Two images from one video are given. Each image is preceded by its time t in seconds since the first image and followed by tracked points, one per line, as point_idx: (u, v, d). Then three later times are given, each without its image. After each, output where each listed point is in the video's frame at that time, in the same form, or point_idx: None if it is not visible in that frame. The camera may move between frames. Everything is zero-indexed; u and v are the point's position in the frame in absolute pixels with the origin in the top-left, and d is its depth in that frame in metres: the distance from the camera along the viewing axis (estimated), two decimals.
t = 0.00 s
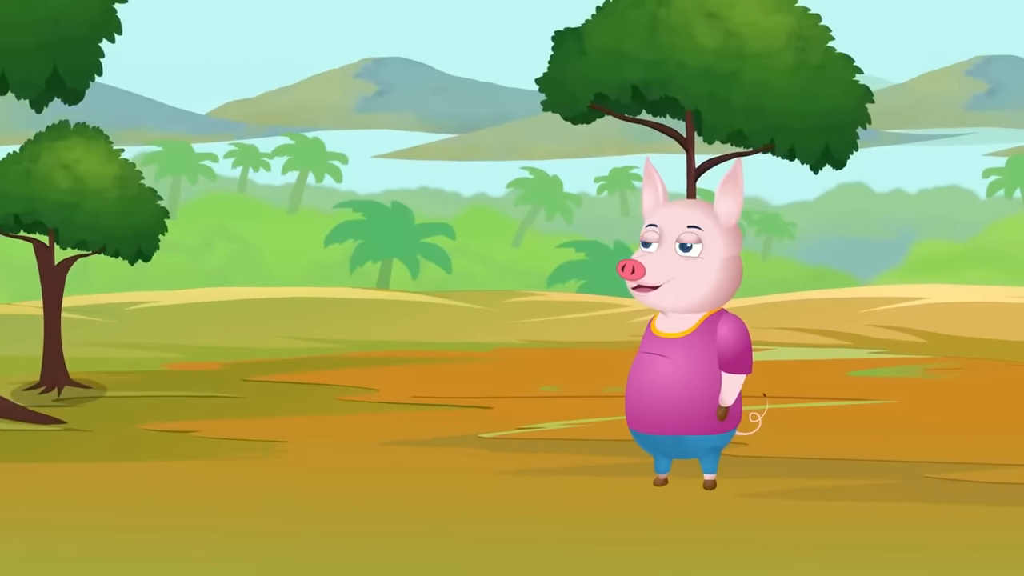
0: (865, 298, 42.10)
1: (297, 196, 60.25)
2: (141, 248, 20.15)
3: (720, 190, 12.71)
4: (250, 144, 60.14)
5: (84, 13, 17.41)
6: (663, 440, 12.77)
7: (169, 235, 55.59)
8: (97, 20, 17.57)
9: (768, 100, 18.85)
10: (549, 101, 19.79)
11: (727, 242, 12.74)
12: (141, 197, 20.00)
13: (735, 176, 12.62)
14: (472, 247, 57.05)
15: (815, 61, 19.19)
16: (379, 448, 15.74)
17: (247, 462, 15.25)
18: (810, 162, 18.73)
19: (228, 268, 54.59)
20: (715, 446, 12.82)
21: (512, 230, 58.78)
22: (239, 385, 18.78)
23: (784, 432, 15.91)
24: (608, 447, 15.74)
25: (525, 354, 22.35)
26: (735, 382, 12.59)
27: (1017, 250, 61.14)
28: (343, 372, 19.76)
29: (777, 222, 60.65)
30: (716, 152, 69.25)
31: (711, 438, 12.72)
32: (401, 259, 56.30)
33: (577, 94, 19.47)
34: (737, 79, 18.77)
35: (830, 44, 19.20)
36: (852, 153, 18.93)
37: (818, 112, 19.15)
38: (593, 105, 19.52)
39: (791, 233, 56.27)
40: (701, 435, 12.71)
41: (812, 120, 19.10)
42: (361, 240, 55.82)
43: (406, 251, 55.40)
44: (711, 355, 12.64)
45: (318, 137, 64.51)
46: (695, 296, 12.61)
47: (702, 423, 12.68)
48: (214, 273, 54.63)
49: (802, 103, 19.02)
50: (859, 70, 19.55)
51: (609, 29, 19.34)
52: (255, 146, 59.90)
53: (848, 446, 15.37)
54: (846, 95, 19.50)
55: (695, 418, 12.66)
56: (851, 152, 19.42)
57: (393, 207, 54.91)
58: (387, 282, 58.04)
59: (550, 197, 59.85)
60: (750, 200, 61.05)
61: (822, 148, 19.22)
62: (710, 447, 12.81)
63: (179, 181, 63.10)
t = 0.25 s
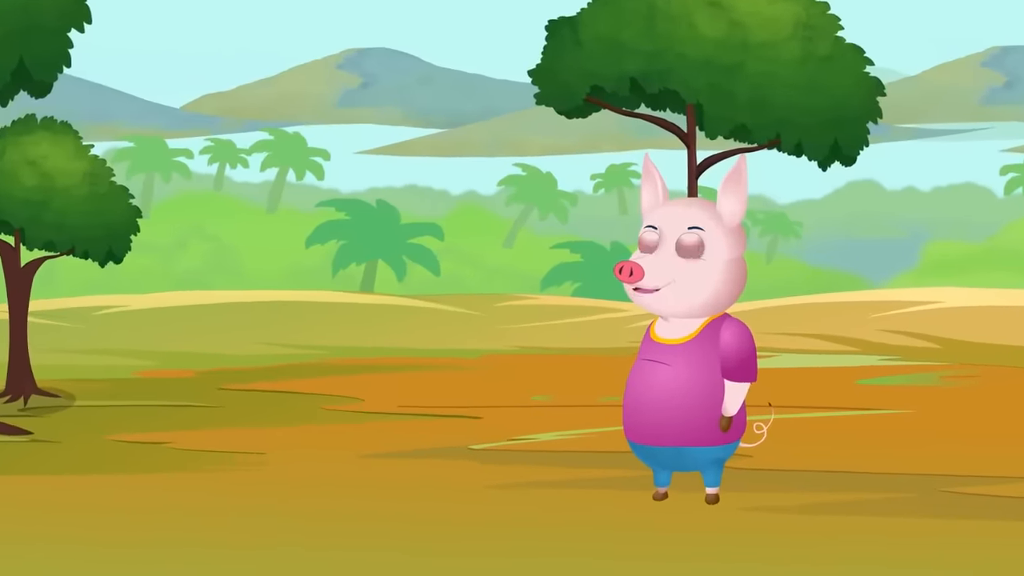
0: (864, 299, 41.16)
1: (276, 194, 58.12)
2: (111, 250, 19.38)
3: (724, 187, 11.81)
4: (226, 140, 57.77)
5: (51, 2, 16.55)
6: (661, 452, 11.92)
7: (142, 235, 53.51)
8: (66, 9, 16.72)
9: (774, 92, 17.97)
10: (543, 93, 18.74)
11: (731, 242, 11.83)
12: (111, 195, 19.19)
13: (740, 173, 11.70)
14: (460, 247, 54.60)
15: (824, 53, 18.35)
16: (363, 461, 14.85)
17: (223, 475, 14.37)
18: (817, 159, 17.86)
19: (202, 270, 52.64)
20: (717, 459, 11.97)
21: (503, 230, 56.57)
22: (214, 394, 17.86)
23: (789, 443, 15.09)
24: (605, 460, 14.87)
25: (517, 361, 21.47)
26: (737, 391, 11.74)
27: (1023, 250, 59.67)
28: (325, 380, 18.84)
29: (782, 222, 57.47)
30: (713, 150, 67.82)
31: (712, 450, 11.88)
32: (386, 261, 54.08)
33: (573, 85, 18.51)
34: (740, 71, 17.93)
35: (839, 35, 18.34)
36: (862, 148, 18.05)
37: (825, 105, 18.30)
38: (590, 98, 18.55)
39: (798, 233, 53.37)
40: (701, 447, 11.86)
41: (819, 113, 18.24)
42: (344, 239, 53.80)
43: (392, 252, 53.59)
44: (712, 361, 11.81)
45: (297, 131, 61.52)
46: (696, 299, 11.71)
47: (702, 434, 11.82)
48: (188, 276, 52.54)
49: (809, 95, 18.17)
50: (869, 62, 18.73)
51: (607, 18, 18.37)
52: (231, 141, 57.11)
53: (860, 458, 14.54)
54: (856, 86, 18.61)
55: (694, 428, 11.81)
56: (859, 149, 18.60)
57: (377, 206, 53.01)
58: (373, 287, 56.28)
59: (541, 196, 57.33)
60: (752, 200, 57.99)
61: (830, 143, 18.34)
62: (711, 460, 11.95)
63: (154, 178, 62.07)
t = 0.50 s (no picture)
0: (864, 301, 40.30)
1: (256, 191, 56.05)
2: (81, 251, 18.62)
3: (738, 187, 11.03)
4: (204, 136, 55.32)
5: None
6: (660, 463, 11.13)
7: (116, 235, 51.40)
8: None
9: (777, 85, 18.26)
10: (536, 84, 19.19)
11: (743, 245, 11.05)
12: (84, 195, 18.44)
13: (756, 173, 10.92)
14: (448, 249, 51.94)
15: (831, 44, 18.66)
16: (346, 473, 14.07)
17: (199, 489, 13.56)
18: (823, 153, 18.18)
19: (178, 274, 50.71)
20: (720, 472, 11.19)
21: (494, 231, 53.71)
22: (191, 402, 17.07)
23: (797, 455, 14.33)
24: (602, 472, 14.10)
25: (509, 369, 20.66)
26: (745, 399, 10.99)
27: None
28: (309, 388, 18.05)
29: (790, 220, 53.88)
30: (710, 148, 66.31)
31: (715, 463, 11.09)
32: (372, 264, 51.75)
33: (567, 79, 19.06)
34: (745, 63, 18.27)
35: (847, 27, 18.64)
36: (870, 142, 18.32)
37: (832, 100, 18.61)
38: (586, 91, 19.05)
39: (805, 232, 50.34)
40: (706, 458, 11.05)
41: (824, 108, 18.58)
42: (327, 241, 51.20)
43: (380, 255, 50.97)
44: (718, 367, 11.05)
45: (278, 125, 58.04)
46: (702, 302, 10.92)
47: (705, 444, 11.02)
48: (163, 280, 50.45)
49: (817, 89, 18.53)
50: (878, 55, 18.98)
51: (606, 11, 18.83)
52: (210, 138, 54.46)
53: (872, 471, 13.78)
54: (865, 80, 18.90)
55: (697, 438, 11.01)
56: (868, 142, 18.92)
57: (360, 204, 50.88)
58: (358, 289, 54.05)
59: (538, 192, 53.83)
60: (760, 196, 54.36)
61: (838, 138, 18.66)
62: (714, 473, 11.16)
63: (125, 175, 57.17)
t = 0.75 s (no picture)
0: (861, 304, 39.81)
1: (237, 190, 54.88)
2: (51, 252, 17.50)
3: (716, 182, 10.37)
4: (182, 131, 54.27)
5: None
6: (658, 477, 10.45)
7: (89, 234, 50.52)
8: None
9: (783, 78, 18.51)
10: (529, 78, 19.08)
11: (729, 243, 10.38)
12: (57, 192, 17.21)
13: (734, 165, 10.27)
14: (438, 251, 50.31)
15: (839, 35, 19.05)
16: (331, 485, 13.35)
17: (175, 502, 12.81)
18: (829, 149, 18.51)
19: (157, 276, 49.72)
20: (722, 485, 10.51)
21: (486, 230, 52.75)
22: (168, 411, 16.33)
23: (803, 466, 13.66)
24: (601, 483, 13.41)
25: (500, 376, 19.96)
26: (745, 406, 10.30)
27: None
28: (292, 396, 17.31)
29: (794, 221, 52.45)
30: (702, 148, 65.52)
31: (715, 475, 10.40)
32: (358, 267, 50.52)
33: (562, 72, 18.79)
34: (749, 55, 18.40)
35: (855, 18, 19.02)
36: (878, 139, 18.72)
37: (838, 95, 19.01)
38: (580, 83, 18.97)
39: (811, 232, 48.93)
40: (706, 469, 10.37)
41: (829, 103, 18.91)
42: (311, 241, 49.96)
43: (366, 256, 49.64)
44: (716, 373, 10.38)
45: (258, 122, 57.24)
46: (694, 308, 10.23)
47: (704, 456, 10.35)
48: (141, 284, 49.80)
49: (823, 82, 18.91)
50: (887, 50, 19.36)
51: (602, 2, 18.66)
52: (188, 132, 53.68)
53: (883, 483, 13.12)
54: (872, 73, 19.33)
55: (695, 450, 10.34)
56: (878, 139, 19.21)
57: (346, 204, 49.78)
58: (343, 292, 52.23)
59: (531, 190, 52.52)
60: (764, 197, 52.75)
61: (846, 133, 19.05)
62: (715, 486, 10.47)
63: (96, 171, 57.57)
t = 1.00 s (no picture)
0: (859, 308, 39.21)
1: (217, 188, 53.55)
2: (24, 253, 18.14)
3: (700, 181, 9.74)
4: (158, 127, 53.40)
5: None
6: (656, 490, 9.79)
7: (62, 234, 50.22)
8: None
9: (789, 71, 20.01)
10: (523, 71, 20.33)
11: (720, 243, 9.75)
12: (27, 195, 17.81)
13: (719, 161, 9.64)
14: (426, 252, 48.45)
15: (846, 28, 20.61)
16: (314, 498, 12.70)
17: (151, 515, 12.14)
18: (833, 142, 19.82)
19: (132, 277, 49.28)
20: (724, 498, 9.85)
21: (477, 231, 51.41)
22: (145, 420, 15.68)
23: (810, 477, 13.04)
24: (598, 495, 12.78)
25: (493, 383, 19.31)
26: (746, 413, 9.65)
27: None
28: (276, 405, 16.66)
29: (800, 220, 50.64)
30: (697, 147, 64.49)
31: (717, 486, 9.74)
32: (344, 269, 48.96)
33: (555, 65, 20.12)
34: (754, 49, 19.89)
35: (861, 10, 20.56)
36: (887, 132, 20.14)
37: (844, 88, 20.48)
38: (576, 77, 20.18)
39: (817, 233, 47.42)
40: (704, 482, 9.71)
41: (835, 99, 20.39)
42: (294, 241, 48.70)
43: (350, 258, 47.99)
44: (714, 378, 9.73)
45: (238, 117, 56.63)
46: (688, 314, 9.59)
47: (704, 466, 9.69)
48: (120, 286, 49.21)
49: (829, 76, 20.40)
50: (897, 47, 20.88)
51: None
52: (163, 127, 52.77)
53: (895, 494, 12.50)
54: (881, 67, 20.83)
55: (695, 461, 9.68)
56: (887, 132, 20.71)
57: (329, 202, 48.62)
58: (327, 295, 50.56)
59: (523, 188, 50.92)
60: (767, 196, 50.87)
61: (854, 126, 20.46)
62: (717, 498, 9.81)
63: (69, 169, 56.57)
